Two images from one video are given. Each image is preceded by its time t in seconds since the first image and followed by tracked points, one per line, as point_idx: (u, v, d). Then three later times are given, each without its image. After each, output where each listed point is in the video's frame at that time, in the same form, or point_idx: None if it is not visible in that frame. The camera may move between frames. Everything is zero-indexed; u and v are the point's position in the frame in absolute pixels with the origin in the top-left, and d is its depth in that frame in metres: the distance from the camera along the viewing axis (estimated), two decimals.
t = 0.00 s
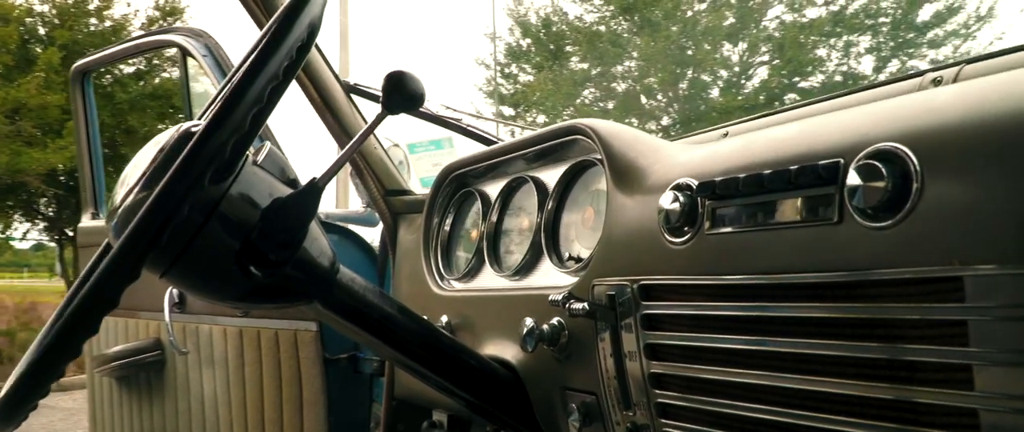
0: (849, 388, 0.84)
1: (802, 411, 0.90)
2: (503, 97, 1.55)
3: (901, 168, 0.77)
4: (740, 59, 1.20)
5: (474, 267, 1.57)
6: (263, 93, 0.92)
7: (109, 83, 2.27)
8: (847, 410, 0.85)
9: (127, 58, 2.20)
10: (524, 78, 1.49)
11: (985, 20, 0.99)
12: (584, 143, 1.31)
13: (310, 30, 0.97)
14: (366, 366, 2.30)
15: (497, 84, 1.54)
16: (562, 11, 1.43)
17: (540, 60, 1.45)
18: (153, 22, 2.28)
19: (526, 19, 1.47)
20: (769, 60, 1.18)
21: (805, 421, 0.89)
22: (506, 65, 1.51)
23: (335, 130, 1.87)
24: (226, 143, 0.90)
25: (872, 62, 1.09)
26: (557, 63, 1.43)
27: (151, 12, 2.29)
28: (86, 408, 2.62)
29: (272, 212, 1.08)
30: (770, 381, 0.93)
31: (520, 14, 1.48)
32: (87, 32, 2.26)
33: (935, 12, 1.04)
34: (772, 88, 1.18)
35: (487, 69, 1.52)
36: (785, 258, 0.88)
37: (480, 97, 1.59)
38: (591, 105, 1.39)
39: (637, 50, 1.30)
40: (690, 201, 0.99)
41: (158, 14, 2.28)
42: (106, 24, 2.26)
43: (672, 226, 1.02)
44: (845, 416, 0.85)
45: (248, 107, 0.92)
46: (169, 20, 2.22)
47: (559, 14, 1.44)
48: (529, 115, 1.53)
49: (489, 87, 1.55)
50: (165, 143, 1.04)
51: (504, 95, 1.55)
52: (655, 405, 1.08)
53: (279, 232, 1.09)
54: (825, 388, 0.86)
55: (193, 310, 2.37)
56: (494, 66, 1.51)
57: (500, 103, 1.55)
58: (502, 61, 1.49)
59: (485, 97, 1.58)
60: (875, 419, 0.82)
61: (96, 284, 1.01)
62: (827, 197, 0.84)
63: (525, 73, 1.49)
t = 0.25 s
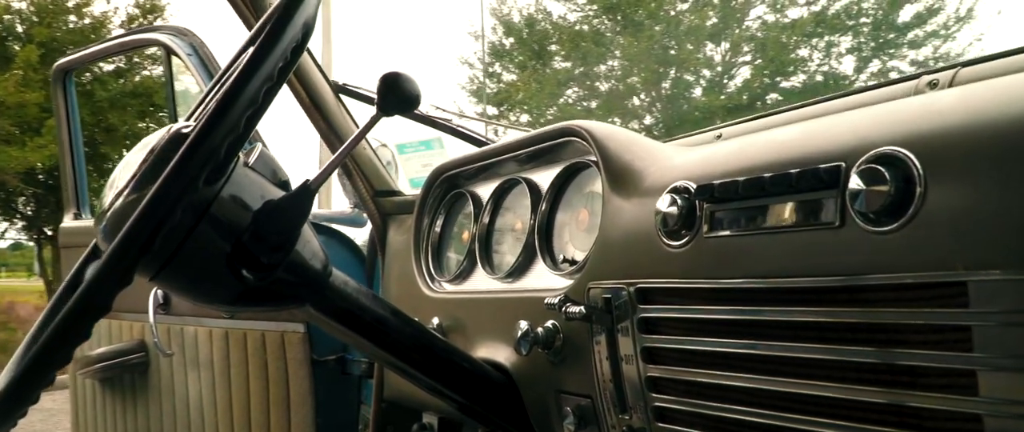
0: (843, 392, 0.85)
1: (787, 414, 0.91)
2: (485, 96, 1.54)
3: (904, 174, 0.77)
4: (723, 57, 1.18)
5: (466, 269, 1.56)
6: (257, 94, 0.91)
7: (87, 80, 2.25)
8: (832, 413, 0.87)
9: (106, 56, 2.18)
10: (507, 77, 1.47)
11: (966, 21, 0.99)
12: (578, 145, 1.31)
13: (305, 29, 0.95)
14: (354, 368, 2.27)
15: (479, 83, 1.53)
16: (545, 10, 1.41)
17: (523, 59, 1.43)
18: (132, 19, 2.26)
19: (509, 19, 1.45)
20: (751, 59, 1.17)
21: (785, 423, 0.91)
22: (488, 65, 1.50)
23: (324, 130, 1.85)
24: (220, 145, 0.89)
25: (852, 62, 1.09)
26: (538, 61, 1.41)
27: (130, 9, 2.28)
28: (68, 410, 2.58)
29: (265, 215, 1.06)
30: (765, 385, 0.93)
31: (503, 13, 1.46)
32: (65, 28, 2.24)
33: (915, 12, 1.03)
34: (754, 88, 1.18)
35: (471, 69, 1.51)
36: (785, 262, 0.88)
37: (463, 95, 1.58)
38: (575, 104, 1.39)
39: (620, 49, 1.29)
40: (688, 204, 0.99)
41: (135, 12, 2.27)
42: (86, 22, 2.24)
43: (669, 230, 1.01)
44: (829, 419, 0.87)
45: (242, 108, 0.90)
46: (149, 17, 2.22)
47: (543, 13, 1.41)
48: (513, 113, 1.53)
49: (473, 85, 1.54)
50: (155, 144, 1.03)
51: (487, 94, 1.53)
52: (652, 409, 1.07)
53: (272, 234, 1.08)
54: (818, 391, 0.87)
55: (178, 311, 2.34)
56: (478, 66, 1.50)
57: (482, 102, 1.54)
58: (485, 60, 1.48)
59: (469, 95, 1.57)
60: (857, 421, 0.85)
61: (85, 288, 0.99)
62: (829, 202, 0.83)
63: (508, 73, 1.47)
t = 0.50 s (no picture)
0: (837, 393, 0.86)
1: (776, 415, 0.92)
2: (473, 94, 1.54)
3: (912, 177, 0.76)
4: (707, 56, 1.18)
5: (462, 270, 1.55)
6: (257, 95, 0.89)
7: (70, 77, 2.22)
8: (822, 414, 0.88)
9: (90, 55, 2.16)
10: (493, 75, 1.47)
11: (949, 20, 0.98)
12: (577, 146, 1.30)
13: (305, 28, 0.94)
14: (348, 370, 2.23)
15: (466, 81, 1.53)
16: (531, 7, 1.40)
17: (509, 57, 1.43)
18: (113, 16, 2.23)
19: (496, 16, 1.44)
20: (736, 58, 1.16)
21: (773, 424, 0.93)
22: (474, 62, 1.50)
23: (316, 130, 1.83)
24: (220, 146, 0.88)
25: (837, 61, 1.09)
26: (523, 59, 1.41)
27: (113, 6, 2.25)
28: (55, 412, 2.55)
29: (261, 215, 1.05)
30: (753, 386, 0.94)
31: (489, 10, 1.45)
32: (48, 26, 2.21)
33: (900, 12, 1.02)
34: (740, 86, 1.17)
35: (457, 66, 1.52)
36: (790, 265, 0.88)
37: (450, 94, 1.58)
38: (562, 103, 1.39)
39: (607, 47, 1.29)
40: (691, 207, 0.98)
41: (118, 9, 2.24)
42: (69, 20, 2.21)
43: (672, 233, 1.01)
44: (817, 420, 0.88)
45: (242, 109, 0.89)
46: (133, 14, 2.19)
47: (530, 10, 1.40)
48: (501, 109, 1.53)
49: (459, 83, 1.54)
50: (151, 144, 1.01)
51: (473, 91, 1.54)
52: (655, 412, 1.06)
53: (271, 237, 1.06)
54: (808, 393, 0.89)
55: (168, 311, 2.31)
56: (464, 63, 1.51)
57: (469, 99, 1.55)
58: (472, 57, 1.49)
59: (455, 92, 1.57)
60: (848, 422, 0.86)
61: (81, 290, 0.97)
62: (836, 206, 0.83)
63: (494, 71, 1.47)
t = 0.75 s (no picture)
0: (839, 395, 0.86)
1: (779, 415, 0.93)
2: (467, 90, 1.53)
3: (923, 178, 0.76)
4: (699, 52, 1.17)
5: (463, 270, 1.55)
6: (262, 94, 0.88)
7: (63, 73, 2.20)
8: (822, 414, 0.89)
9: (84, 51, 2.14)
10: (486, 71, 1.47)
11: (941, 17, 0.97)
12: (580, 145, 1.29)
13: (310, 27, 0.93)
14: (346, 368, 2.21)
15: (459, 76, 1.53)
16: (525, 2, 1.41)
17: (503, 52, 1.43)
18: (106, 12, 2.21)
19: (489, 11, 1.45)
20: (728, 54, 1.15)
21: (773, 424, 0.93)
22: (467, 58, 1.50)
23: (315, 127, 1.82)
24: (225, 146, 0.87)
25: (830, 57, 1.08)
26: (516, 55, 1.41)
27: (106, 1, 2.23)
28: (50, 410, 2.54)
29: (264, 214, 1.03)
30: (753, 386, 0.95)
31: (483, 6, 1.47)
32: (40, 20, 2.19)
33: (893, 7, 1.01)
34: (733, 81, 1.16)
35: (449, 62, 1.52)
36: (798, 266, 0.88)
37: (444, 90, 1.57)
38: (556, 98, 1.39)
39: (599, 43, 1.29)
40: (699, 207, 0.98)
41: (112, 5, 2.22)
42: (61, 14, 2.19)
43: (680, 234, 1.00)
44: (817, 420, 0.89)
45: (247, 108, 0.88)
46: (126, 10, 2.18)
47: (524, 5, 1.41)
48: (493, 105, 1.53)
49: (452, 78, 1.53)
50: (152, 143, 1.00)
51: (466, 87, 1.53)
52: (660, 412, 1.06)
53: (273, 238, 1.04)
54: (809, 393, 0.89)
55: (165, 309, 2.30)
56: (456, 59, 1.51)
57: (461, 94, 1.54)
58: (465, 52, 1.48)
59: (448, 88, 1.56)
60: (848, 422, 0.86)
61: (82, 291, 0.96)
62: (847, 207, 0.83)
63: (487, 67, 1.47)
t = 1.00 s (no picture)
0: (832, 395, 0.87)
1: (774, 415, 0.94)
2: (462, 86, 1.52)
3: (928, 181, 0.76)
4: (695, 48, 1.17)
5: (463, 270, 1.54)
6: (264, 96, 0.88)
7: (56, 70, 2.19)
8: (815, 414, 0.90)
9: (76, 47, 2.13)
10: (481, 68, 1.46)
11: (934, 14, 0.96)
12: (582, 145, 1.29)
13: (311, 28, 0.93)
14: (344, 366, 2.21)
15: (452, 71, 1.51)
16: None
17: (498, 48, 1.43)
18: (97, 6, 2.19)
19: (483, 7, 1.44)
20: (723, 50, 1.15)
21: (773, 424, 0.94)
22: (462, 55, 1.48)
23: (314, 125, 1.81)
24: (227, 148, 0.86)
25: (824, 53, 1.07)
26: (510, 50, 1.41)
27: None
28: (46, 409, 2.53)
29: (266, 215, 1.02)
30: (752, 387, 0.95)
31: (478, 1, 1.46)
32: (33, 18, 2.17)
33: (886, 4, 1.01)
34: (727, 77, 1.16)
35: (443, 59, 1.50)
36: (802, 268, 0.87)
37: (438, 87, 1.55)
38: (551, 94, 1.39)
39: (594, 39, 1.29)
40: (702, 209, 0.98)
41: None
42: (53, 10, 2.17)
43: (682, 234, 1.00)
44: (810, 420, 0.90)
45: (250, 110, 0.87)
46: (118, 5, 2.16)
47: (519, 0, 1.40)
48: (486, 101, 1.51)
49: (446, 74, 1.51)
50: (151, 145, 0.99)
51: (460, 82, 1.52)
52: (663, 413, 1.06)
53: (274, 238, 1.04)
54: (808, 394, 0.90)
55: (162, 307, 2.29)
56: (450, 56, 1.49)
57: (455, 89, 1.53)
58: (459, 48, 1.47)
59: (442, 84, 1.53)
60: (839, 422, 0.88)
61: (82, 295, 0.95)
62: (851, 209, 0.83)
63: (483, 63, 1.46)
